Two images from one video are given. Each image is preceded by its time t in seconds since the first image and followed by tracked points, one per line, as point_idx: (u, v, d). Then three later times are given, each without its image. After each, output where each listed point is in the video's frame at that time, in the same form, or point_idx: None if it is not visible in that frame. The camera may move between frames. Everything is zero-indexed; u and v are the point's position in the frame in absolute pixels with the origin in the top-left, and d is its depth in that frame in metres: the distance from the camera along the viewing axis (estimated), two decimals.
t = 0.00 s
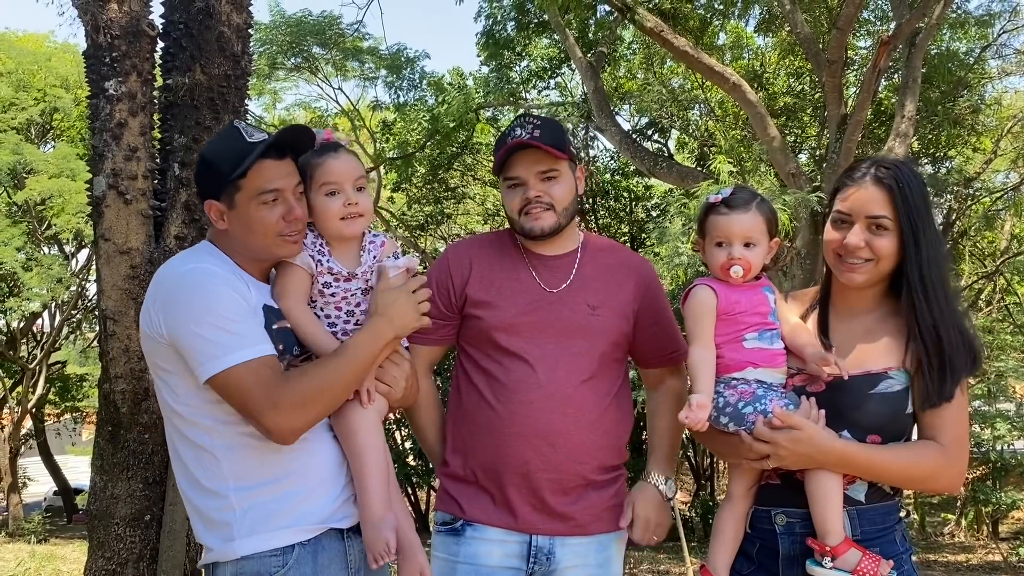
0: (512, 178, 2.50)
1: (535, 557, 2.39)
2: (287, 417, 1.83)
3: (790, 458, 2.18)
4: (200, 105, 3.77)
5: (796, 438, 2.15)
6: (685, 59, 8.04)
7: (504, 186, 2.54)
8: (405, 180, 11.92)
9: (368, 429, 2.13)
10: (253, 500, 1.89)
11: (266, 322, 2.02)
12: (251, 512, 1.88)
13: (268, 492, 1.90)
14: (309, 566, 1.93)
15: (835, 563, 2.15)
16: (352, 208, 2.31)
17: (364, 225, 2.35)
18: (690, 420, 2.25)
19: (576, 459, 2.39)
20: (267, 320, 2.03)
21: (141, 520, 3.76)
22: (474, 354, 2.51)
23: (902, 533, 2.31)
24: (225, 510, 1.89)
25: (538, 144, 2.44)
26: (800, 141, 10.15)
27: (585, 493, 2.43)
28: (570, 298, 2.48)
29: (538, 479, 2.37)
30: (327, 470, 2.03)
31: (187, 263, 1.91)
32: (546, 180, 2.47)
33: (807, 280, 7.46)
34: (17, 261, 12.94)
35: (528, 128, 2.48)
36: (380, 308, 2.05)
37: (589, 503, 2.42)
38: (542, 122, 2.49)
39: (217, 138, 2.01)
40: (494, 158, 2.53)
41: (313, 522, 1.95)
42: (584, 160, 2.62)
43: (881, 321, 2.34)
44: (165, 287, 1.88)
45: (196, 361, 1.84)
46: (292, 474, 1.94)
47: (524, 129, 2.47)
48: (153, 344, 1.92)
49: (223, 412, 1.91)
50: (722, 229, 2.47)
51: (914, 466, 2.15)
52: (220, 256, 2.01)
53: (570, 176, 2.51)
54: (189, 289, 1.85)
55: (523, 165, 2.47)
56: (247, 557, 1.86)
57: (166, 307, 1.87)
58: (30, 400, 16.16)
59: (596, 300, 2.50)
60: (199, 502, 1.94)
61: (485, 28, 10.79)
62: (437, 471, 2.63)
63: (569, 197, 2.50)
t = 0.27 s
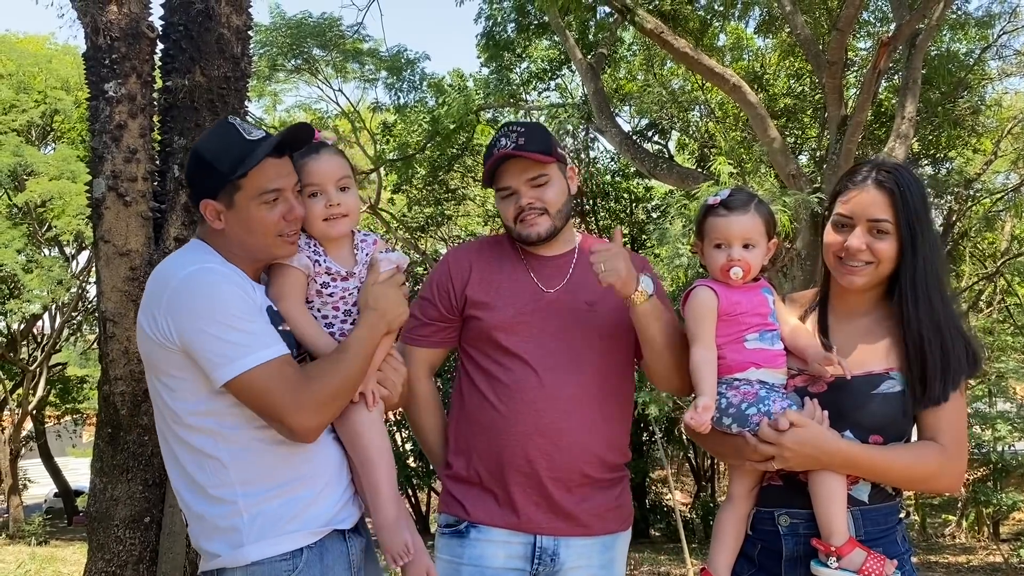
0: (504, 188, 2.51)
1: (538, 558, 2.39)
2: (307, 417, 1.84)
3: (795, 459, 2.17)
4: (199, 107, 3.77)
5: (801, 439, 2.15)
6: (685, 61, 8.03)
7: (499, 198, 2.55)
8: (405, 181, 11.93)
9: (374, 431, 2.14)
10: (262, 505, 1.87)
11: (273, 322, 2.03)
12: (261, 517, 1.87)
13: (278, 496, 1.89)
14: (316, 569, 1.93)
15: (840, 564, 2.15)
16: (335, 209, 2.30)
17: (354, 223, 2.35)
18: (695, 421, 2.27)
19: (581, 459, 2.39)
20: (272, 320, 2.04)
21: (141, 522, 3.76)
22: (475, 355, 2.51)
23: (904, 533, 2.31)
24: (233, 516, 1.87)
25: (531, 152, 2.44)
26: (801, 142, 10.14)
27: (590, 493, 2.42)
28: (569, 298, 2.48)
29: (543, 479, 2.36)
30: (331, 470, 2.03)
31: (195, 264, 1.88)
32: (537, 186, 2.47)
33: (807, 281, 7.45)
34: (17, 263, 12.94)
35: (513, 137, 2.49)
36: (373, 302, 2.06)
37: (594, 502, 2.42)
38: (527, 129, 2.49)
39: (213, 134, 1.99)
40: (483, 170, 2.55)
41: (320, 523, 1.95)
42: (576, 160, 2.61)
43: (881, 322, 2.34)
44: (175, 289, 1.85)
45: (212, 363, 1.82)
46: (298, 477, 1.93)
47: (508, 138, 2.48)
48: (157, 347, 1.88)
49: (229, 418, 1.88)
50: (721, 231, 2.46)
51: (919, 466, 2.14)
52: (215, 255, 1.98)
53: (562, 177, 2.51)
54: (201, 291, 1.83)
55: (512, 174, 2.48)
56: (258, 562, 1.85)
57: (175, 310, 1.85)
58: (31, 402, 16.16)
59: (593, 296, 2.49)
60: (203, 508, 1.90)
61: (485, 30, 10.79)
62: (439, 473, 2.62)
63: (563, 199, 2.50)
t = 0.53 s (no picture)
0: (497, 190, 2.51)
1: (536, 560, 2.38)
2: (327, 411, 1.87)
3: (793, 460, 2.17)
4: (198, 108, 3.77)
5: (799, 439, 2.14)
6: (684, 62, 8.03)
7: (492, 199, 2.55)
8: (405, 183, 11.92)
9: (374, 427, 2.19)
10: (262, 509, 1.87)
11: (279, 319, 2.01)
12: (262, 521, 1.86)
13: (278, 499, 1.89)
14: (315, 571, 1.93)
15: (839, 564, 2.14)
16: (322, 203, 2.30)
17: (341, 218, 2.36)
18: (692, 424, 2.25)
19: (577, 461, 2.38)
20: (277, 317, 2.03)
21: (140, 524, 3.75)
22: (471, 358, 2.51)
23: (903, 535, 2.31)
24: (233, 520, 1.86)
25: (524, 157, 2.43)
26: (801, 143, 10.12)
27: (587, 496, 2.41)
28: (562, 300, 2.47)
29: (539, 481, 2.35)
30: (329, 471, 2.04)
31: (204, 260, 1.87)
32: (531, 188, 2.47)
33: (807, 282, 7.44)
34: (16, 265, 12.93)
35: (507, 140, 2.48)
36: (369, 294, 2.09)
37: (591, 505, 2.40)
38: (521, 131, 2.48)
39: (209, 131, 1.97)
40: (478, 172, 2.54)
41: (316, 527, 1.94)
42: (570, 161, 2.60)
43: (880, 325, 2.34)
44: (185, 287, 1.83)
45: (227, 361, 1.81)
46: (298, 479, 1.93)
47: (503, 141, 2.48)
48: (162, 345, 1.85)
49: (233, 419, 1.86)
50: (720, 233, 2.46)
51: (917, 467, 2.14)
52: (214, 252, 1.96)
53: (554, 177, 2.51)
54: (213, 286, 1.82)
55: (506, 178, 2.48)
56: (258, 568, 1.85)
57: (187, 306, 1.82)
58: (30, 404, 16.14)
59: (587, 297, 2.49)
60: (201, 512, 1.89)
61: (485, 31, 10.78)
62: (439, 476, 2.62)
63: (556, 201, 2.50)
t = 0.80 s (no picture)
0: (494, 189, 2.51)
1: (534, 561, 2.38)
2: (331, 409, 1.88)
3: (788, 461, 2.16)
4: (197, 109, 3.77)
5: (792, 440, 2.14)
6: (683, 63, 8.03)
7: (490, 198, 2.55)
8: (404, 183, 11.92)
9: (368, 429, 2.20)
10: (264, 512, 1.87)
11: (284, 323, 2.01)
12: (264, 524, 1.86)
13: (279, 501, 1.89)
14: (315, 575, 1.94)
15: (833, 565, 2.15)
16: (320, 202, 2.30)
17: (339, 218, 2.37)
18: (686, 426, 2.24)
19: (575, 462, 2.38)
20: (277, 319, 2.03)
21: (138, 525, 3.74)
22: (468, 360, 2.51)
23: (900, 536, 2.31)
24: (235, 524, 1.85)
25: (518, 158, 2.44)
26: (800, 144, 10.13)
27: (586, 496, 2.41)
28: (560, 301, 2.47)
29: (538, 483, 2.36)
30: (327, 472, 2.04)
31: (206, 259, 1.86)
32: (528, 190, 2.47)
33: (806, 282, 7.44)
34: (15, 265, 12.92)
35: (509, 138, 2.49)
36: (369, 299, 2.20)
37: (589, 505, 2.40)
38: (523, 131, 2.49)
39: (207, 130, 1.97)
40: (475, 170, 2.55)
41: (316, 529, 1.95)
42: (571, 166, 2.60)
43: (876, 326, 2.35)
44: (187, 286, 1.82)
45: (230, 360, 1.81)
46: (299, 481, 1.94)
47: (504, 139, 2.49)
48: (163, 345, 1.85)
49: (234, 421, 1.86)
50: (719, 235, 2.46)
51: (914, 469, 2.14)
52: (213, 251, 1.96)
53: (553, 181, 2.51)
54: (216, 285, 1.82)
55: (504, 177, 2.48)
56: (260, 572, 1.85)
57: (190, 305, 1.81)
58: (29, 406, 16.12)
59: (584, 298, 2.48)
60: (202, 517, 1.88)
61: (484, 32, 10.78)
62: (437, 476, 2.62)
63: (553, 204, 2.49)
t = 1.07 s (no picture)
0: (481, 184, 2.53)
1: (528, 560, 2.38)
2: (323, 408, 1.87)
3: (780, 461, 2.17)
4: (194, 110, 3.78)
5: (783, 440, 2.15)
6: (682, 63, 8.04)
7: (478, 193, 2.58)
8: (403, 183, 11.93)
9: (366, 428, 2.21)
10: (258, 513, 1.87)
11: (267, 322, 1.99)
12: (259, 524, 1.86)
13: (273, 502, 1.89)
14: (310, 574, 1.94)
15: (826, 565, 2.15)
16: (327, 200, 2.32)
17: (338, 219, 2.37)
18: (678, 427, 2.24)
19: (568, 464, 2.38)
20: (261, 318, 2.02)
21: (136, 525, 3.74)
22: (462, 361, 2.51)
23: (897, 536, 2.30)
24: (229, 525, 1.86)
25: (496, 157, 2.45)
26: (798, 144, 10.09)
27: (579, 496, 2.41)
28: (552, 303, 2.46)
29: (530, 484, 2.36)
30: (322, 472, 2.04)
31: (194, 259, 1.86)
32: (510, 189, 2.47)
33: (805, 281, 7.43)
34: (13, 265, 12.92)
35: (498, 136, 2.52)
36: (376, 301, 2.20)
37: (583, 505, 2.41)
38: (515, 129, 2.50)
39: (214, 134, 1.96)
40: (462, 164, 2.58)
41: (312, 530, 1.95)
42: (564, 167, 2.58)
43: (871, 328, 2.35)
44: (176, 285, 1.82)
45: (220, 359, 1.81)
46: (293, 481, 1.94)
47: (494, 137, 2.52)
48: (154, 345, 1.85)
49: (226, 421, 1.86)
50: (716, 235, 2.46)
51: (908, 470, 2.14)
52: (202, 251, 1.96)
53: (539, 181, 2.49)
54: (205, 285, 1.81)
55: (489, 171, 2.49)
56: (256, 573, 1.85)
57: (180, 304, 1.82)
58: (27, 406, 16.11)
59: (572, 303, 2.46)
60: (197, 518, 1.88)
61: (483, 32, 10.77)
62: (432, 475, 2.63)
63: (536, 205, 2.47)
